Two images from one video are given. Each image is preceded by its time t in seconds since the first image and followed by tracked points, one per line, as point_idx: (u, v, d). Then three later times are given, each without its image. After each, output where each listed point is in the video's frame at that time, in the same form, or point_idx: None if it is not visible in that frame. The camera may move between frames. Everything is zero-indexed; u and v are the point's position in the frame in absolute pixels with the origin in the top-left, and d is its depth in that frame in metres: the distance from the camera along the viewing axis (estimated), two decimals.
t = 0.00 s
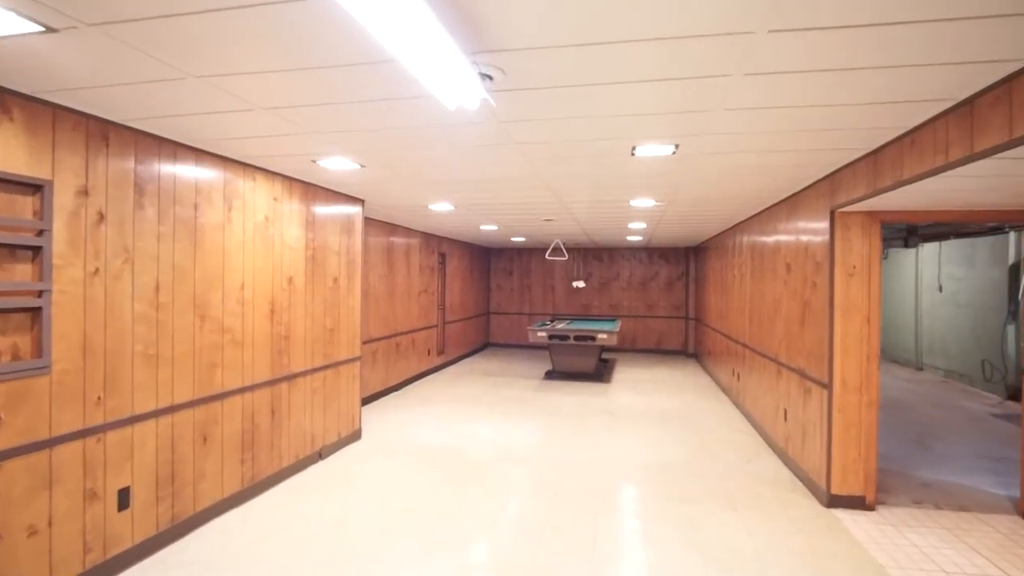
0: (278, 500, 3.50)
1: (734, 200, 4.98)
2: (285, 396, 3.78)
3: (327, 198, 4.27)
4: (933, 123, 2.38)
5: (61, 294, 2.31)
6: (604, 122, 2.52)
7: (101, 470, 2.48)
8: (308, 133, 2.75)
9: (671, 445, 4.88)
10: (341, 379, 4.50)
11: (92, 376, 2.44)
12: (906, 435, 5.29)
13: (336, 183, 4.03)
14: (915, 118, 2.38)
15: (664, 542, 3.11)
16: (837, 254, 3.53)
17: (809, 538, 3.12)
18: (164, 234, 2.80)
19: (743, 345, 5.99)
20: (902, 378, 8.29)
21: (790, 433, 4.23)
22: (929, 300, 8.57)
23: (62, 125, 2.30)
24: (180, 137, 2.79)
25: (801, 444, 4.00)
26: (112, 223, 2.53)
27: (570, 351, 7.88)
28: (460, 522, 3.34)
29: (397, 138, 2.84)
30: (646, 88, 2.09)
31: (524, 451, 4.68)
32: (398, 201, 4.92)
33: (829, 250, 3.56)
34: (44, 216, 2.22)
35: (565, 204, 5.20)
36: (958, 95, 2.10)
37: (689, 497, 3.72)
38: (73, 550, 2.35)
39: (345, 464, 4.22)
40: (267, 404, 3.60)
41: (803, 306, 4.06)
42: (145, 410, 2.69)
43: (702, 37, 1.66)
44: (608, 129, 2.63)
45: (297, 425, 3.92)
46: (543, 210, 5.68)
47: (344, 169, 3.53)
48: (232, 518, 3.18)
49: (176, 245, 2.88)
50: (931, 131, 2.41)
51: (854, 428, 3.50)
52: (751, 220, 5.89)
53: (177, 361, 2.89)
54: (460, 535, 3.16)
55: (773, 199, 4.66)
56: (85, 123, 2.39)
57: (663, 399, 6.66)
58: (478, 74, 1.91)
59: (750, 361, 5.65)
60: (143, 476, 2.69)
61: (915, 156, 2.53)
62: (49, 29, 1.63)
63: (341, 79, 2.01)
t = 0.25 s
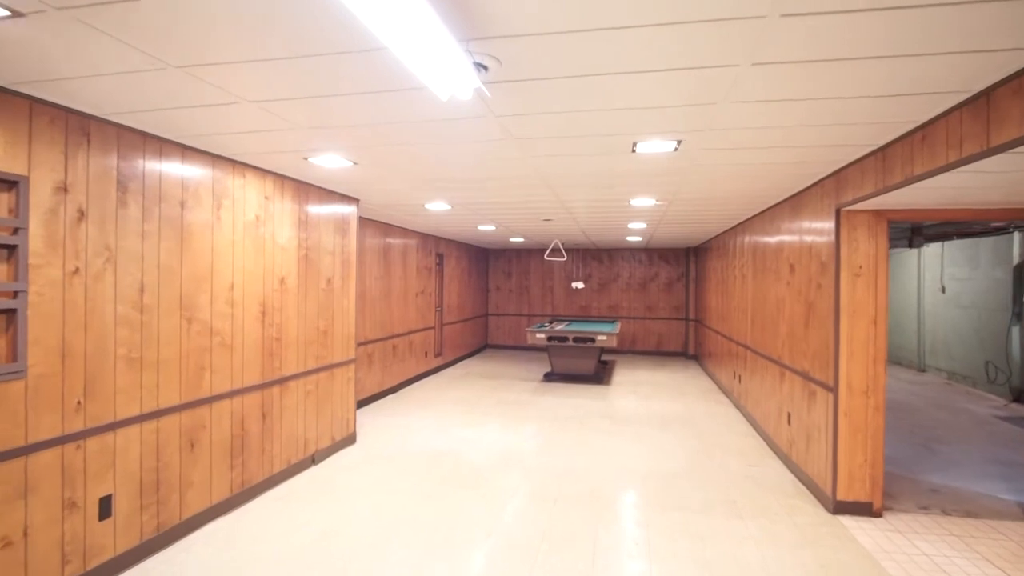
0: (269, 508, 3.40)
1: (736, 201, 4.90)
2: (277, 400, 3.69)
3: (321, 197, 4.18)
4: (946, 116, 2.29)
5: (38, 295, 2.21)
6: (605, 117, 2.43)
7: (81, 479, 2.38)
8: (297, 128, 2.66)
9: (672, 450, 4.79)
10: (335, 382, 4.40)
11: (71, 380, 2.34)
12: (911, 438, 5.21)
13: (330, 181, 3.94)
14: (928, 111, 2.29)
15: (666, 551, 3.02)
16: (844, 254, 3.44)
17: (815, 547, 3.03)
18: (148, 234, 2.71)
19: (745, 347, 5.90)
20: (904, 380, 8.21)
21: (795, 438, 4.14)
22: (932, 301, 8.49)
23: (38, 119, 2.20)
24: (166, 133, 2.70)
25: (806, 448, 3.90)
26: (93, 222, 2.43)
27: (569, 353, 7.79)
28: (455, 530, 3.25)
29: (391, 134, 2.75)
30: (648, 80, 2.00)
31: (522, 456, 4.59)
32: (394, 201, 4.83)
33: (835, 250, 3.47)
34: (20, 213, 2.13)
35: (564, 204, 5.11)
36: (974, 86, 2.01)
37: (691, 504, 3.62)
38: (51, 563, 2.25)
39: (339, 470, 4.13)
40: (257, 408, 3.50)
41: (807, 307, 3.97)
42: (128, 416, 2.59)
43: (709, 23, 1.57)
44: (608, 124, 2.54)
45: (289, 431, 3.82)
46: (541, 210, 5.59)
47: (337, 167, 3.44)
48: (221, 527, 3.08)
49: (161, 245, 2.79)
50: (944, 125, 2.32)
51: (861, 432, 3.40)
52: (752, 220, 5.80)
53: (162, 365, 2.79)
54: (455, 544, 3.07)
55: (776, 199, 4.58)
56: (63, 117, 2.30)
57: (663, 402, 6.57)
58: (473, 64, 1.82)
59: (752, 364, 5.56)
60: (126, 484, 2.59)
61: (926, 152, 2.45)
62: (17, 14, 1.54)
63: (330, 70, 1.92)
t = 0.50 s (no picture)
0: (255, 515, 3.28)
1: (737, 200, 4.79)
2: (265, 403, 3.57)
3: (311, 194, 4.06)
4: (960, 107, 2.18)
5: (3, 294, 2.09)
6: (603, 108, 2.32)
7: (51, 488, 2.26)
8: (280, 120, 2.54)
9: (672, 453, 4.68)
10: (326, 385, 4.29)
11: (41, 384, 2.22)
12: (915, 441, 5.10)
13: (320, 178, 3.83)
14: (942, 102, 2.18)
15: (666, 561, 2.90)
16: (849, 252, 3.33)
17: (821, 556, 2.92)
18: (125, 231, 2.59)
19: (746, 348, 5.79)
20: (906, 381, 8.11)
21: (798, 441, 4.03)
22: (934, 302, 8.38)
23: (4, 109, 2.08)
24: (144, 125, 2.58)
25: (810, 453, 3.79)
26: (65, 218, 2.31)
27: (567, 354, 7.67)
28: (447, 538, 3.13)
29: (379, 127, 2.64)
30: (648, 66, 1.88)
31: (518, 460, 4.48)
32: (387, 199, 4.72)
33: (840, 248, 3.36)
34: None
35: (562, 202, 5.00)
36: (992, 74, 1.89)
37: (692, 511, 3.51)
38: None
39: (329, 474, 4.01)
40: (243, 412, 3.38)
41: (811, 308, 3.86)
42: (103, 421, 2.48)
43: (714, 1, 1.46)
44: (606, 116, 2.42)
45: (277, 435, 3.71)
46: (537, 209, 5.48)
47: (326, 162, 3.32)
48: (204, 536, 2.97)
49: (139, 243, 2.67)
50: (958, 116, 2.21)
51: (867, 437, 3.29)
52: (753, 219, 5.70)
53: (141, 368, 2.68)
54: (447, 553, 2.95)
55: (778, 196, 4.47)
56: (31, 106, 2.18)
57: (663, 404, 6.46)
58: (462, 47, 1.71)
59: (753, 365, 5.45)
60: (101, 492, 2.47)
61: (939, 144, 2.34)
62: None
63: (309, 54, 1.80)
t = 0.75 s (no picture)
0: (240, 523, 3.17)
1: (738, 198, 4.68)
2: (251, 407, 3.45)
3: (300, 191, 3.94)
4: (978, 98, 2.07)
5: None
6: (601, 99, 2.20)
7: (18, 499, 2.14)
8: (262, 111, 2.42)
9: (672, 457, 4.57)
10: (316, 388, 4.17)
11: (7, 389, 2.10)
12: (919, 444, 5.00)
13: (309, 175, 3.71)
14: (958, 92, 2.06)
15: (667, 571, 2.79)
16: (856, 251, 3.21)
17: (827, 566, 2.81)
18: (100, 228, 2.47)
19: (747, 349, 5.68)
20: (909, 382, 8.01)
21: (802, 446, 3.92)
22: (937, 302, 8.28)
23: None
24: (119, 117, 2.46)
25: (814, 458, 3.68)
26: (34, 214, 2.19)
27: (565, 355, 7.56)
28: (439, 546, 3.01)
29: (366, 119, 2.52)
30: (648, 52, 1.77)
31: (515, 464, 4.36)
32: (380, 197, 4.60)
33: (846, 247, 3.25)
34: None
35: (559, 200, 4.88)
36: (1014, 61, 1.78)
37: (693, 518, 3.40)
38: None
39: (319, 479, 3.89)
40: (228, 417, 3.26)
41: (815, 308, 3.75)
42: (76, 428, 2.36)
43: None
44: (604, 108, 2.31)
45: (264, 440, 3.59)
46: (534, 207, 5.37)
47: (314, 157, 3.21)
48: (185, 546, 2.85)
49: (116, 241, 2.55)
50: (975, 107, 2.09)
51: (874, 442, 3.18)
52: (754, 217, 5.59)
53: (118, 372, 2.56)
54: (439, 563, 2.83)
55: (781, 194, 4.36)
56: None
57: (662, 405, 6.35)
58: (448, 30, 1.59)
59: (754, 366, 5.34)
60: (74, 502, 2.36)
61: (954, 137, 2.22)
62: None
63: (286, 37, 1.69)
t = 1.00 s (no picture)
0: (223, 533, 3.04)
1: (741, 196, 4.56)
2: (236, 412, 3.32)
3: (288, 188, 3.81)
4: (1000, 86, 1.95)
5: None
6: (599, 88, 2.07)
7: None
8: (241, 101, 2.29)
9: (672, 461, 4.45)
10: (305, 391, 4.04)
11: None
12: (925, 449, 4.88)
13: (297, 171, 3.58)
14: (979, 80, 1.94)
15: None
16: (864, 250, 3.09)
17: None
18: (70, 225, 2.34)
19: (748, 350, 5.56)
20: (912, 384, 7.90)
21: (807, 451, 3.79)
22: (940, 302, 8.16)
23: None
24: (90, 107, 2.33)
25: (820, 464, 3.56)
26: None
27: (563, 356, 7.44)
28: (431, 557, 2.89)
29: (352, 110, 2.39)
30: (649, 35, 1.64)
31: (510, 469, 4.24)
32: (372, 194, 4.47)
33: (854, 246, 3.13)
34: None
35: (557, 198, 4.76)
36: None
37: (695, 527, 3.27)
38: None
39: (308, 486, 3.77)
40: (211, 423, 3.13)
41: (820, 309, 3.63)
42: (43, 437, 2.23)
43: None
44: (603, 98, 2.18)
45: (250, 446, 3.46)
46: (531, 205, 5.24)
47: (300, 152, 3.08)
48: (164, 558, 2.72)
49: (87, 239, 2.41)
50: (997, 97, 1.97)
51: (883, 449, 3.06)
52: (756, 216, 5.47)
53: (90, 376, 2.43)
54: None
55: (785, 192, 4.24)
56: None
57: (662, 408, 6.23)
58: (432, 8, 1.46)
59: (756, 368, 5.22)
60: (41, 515, 2.23)
61: (973, 129, 2.10)
62: None
63: (257, 17, 1.56)
